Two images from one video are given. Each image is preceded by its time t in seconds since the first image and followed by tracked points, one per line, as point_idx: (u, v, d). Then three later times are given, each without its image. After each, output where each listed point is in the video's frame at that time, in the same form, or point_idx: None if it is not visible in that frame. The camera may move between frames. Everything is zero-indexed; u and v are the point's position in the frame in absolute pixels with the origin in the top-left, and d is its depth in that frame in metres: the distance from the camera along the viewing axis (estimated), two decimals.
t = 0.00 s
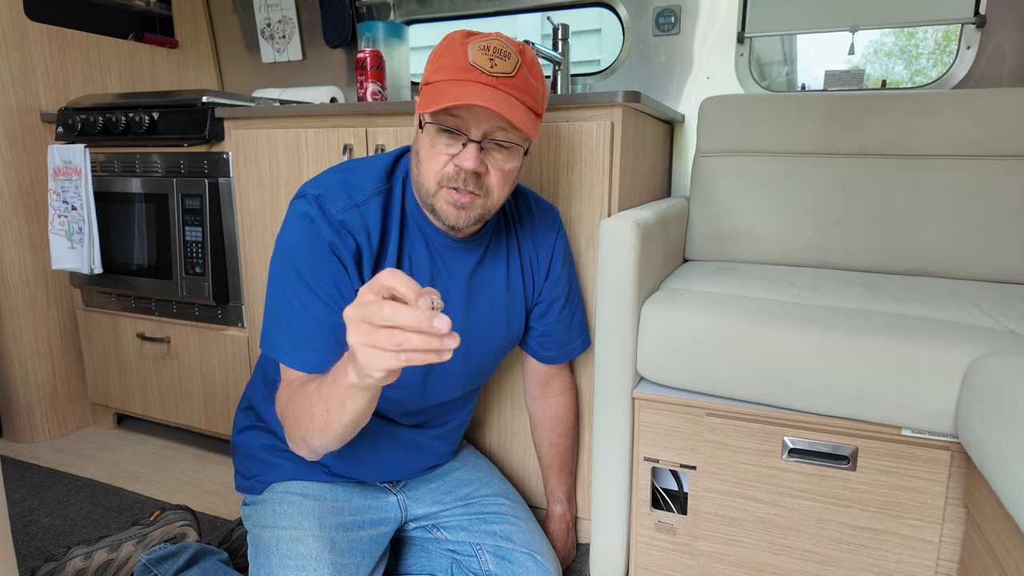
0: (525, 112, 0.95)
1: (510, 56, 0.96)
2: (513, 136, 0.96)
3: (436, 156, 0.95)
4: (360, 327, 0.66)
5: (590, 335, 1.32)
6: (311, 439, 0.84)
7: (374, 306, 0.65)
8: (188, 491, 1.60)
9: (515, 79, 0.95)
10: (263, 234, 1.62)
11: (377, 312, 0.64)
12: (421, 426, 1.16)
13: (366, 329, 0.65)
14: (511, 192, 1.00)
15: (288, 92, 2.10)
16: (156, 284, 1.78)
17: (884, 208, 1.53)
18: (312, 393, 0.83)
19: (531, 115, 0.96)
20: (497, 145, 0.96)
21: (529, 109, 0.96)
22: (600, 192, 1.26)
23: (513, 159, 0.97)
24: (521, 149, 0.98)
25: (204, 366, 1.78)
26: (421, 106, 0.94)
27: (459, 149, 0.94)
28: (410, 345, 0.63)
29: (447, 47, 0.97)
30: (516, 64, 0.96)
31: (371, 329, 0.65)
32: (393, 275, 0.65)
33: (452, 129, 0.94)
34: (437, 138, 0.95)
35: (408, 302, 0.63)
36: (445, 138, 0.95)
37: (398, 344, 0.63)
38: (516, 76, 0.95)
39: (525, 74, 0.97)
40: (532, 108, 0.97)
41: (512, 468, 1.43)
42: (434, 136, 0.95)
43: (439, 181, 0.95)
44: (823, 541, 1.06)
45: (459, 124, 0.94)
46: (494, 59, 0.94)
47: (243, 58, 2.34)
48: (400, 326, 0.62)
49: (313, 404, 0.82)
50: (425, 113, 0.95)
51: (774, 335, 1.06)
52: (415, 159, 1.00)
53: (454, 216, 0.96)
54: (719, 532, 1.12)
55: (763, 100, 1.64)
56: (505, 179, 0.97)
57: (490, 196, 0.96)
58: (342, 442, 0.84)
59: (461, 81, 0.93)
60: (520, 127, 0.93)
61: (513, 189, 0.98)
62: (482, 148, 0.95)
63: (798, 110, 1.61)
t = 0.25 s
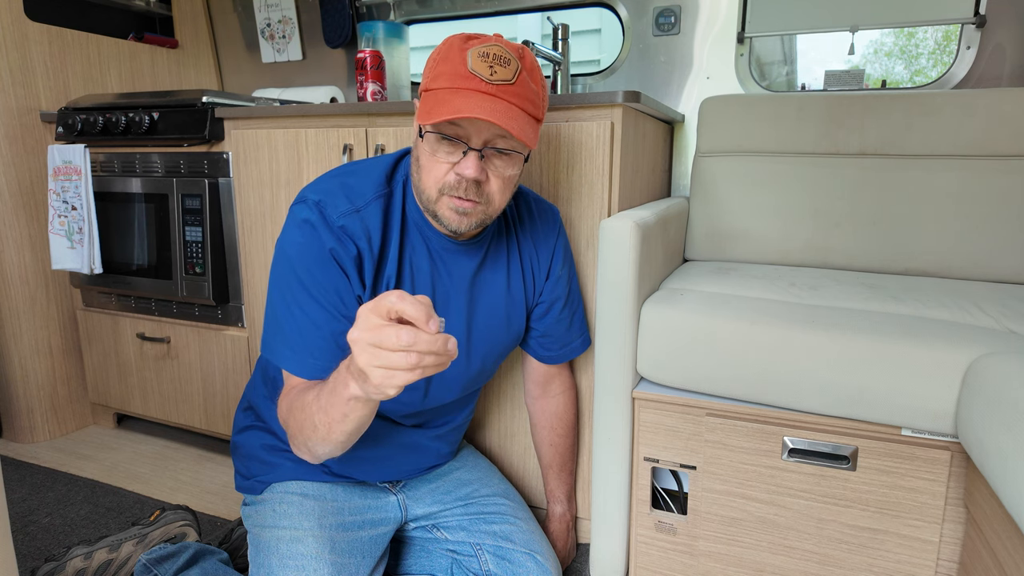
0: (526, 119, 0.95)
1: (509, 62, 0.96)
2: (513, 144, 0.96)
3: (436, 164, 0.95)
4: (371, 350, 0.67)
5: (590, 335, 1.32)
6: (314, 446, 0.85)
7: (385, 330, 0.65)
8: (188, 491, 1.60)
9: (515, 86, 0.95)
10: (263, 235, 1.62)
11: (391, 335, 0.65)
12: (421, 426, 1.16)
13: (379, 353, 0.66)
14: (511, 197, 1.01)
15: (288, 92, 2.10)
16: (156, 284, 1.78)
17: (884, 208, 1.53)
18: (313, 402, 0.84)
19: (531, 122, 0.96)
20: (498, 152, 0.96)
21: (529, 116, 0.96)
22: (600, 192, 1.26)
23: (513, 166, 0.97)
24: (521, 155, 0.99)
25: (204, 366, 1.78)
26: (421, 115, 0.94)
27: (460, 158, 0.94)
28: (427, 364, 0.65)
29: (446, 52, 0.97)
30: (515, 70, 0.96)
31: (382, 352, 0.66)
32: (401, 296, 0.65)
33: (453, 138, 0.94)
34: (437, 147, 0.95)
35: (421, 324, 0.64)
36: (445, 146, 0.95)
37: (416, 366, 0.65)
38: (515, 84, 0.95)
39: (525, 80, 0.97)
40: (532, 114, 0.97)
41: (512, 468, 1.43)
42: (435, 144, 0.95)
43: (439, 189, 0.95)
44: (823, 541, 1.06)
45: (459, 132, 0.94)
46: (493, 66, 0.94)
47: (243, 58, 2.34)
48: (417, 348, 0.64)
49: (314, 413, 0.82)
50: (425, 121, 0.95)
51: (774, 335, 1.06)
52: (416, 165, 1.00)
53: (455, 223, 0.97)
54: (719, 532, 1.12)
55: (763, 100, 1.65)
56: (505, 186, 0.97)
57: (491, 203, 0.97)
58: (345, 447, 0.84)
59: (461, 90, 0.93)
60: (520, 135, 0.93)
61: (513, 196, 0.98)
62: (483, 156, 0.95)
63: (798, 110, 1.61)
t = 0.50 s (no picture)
0: (525, 124, 0.95)
1: (509, 67, 0.96)
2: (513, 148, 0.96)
3: (436, 168, 0.95)
4: (376, 362, 0.67)
5: (590, 334, 1.32)
6: (317, 449, 0.85)
7: (390, 342, 0.65)
8: (188, 491, 1.60)
9: (514, 90, 0.95)
10: (263, 235, 1.62)
11: (398, 347, 0.65)
12: (422, 427, 1.16)
13: (385, 365, 0.66)
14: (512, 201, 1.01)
15: (288, 92, 2.10)
16: (156, 284, 1.78)
17: (884, 208, 1.53)
18: (313, 407, 0.84)
19: (531, 126, 0.96)
20: (498, 157, 0.96)
21: (529, 121, 0.96)
22: (600, 192, 1.26)
23: (514, 170, 0.97)
24: (522, 159, 0.98)
25: (204, 366, 1.78)
26: (421, 120, 0.94)
27: (459, 163, 0.94)
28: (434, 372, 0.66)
29: (445, 57, 0.97)
30: (515, 75, 0.96)
31: (388, 363, 0.66)
32: (405, 308, 0.65)
33: (453, 143, 0.94)
34: (437, 151, 0.95)
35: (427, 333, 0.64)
36: (445, 151, 0.94)
37: (423, 375, 0.66)
38: (515, 89, 0.95)
39: (525, 84, 0.97)
40: (532, 119, 0.97)
41: (512, 469, 1.43)
42: (434, 149, 0.95)
43: (439, 193, 0.95)
44: (823, 541, 1.06)
45: (458, 138, 0.93)
46: (493, 71, 0.94)
47: (243, 58, 2.34)
48: (423, 358, 0.65)
49: (315, 418, 0.82)
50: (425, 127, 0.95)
51: (774, 335, 1.06)
52: (416, 168, 1.00)
53: (455, 226, 0.97)
54: (719, 532, 1.12)
55: (763, 100, 1.65)
56: (506, 190, 0.97)
57: (491, 207, 0.97)
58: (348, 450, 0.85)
59: (461, 95, 0.93)
60: (520, 140, 0.93)
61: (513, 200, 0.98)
62: (483, 161, 0.95)
63: (798, 110, 1.61)
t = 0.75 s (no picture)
0: (525, 123, 0.95)
1: (509, 66, 0.96)
2: (513, 147, 0.96)
3: (435, 167, 0.95)
4: (374, 361, 0.67)
5: (590, 335, 1.32)
6: (314, 448, 0.85)
7: (387, 339, 0.65)
8: (188, 491, 1.60)
9: (514, 90, 0.95)
10: (263, 234, 1.62)
11: (395, 344, 0.65)
12: (422, 427, 1.16)
13: (383, 364, 0.66)
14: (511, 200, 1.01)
15: (288, 92, 2.10)
16: (156, 284, 1.78)
17: (884, 208, 1.53)
18: (309, 405, 0.84)
19: (531, 126, 0.96)
20: (497, 156, 0.96)
21: (529, 120, 0.96)
22: (600, 192, 1.26)
23: (513, 169, 0.97)
24: (521, 159, 0.98)
25: (204, 366, 1.78)
26: (421, 119, 0.94)
27: (459, 161, 0.94)
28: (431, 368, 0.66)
29: (445, 56, 0.97)
30: (515, 74, 0.96)
31: (386, 362, 0.66)
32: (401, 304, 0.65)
33: (452, 141, 0.94)
34: (437, 150, 0.95)
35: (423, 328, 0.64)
36: (444, 149, 0.95)
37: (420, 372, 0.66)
38: (515, 88, 0.95)
39: (525, 84, 0.97)
40: (532, 118, 0.97)
41: (512, 468, 1.43)
42: (434, 148, 0.95)
43: (439, 192, 0.95)
44: (823, 541, 1.06)
45: (458, 137, 0.93)
46: (493, 71, 0.94)
47: (243, 58, 2.33)
48: (420, 354, 0.64)
49: (311, 416, 0.82)
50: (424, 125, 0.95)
51: (774, 335, 1.06)
52: (416, 167, 1.00)
53: (455, 224, 0.97)
54: (719, 532, 1.12)
55: (763, 100, 1.65)
56: (505, 189, 0.97)
57: (490, 206, 0.97)
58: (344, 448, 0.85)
59: (460, 94, 0.93)
60: (519, 139, 0.93)
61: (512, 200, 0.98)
62: (482, 159, 0.95)
63: (798, 110, 1.61)
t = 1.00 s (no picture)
0: (525, 123, 0.95)
1: (509, 66, 0.96)
2: (512, 147, 0.96)
3: (434, 166, 0.95)
4: (366, 366, 0.66)
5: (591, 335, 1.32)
6: (312, 451, 0.85)
7: (379, 344, 0.65)
8: (188, 491, 1.60)
9: (514, 89, 0.94)
10: (263, 234, 1.62)
11: (388, 347, 0.65)
12: (423, 428, 1.16)
13: (376, 369, 0.66)
14: (510, 200, 1.00)
15: (288, 92, 2.10)
16: (156, 284, 1.78)
17: (884, 208, 1.53)
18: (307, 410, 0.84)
19: (530, 125, 0.96)
20: (497, 155, 0.95)
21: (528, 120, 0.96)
22: (600, 192, 1.26)
23: (513, 168, 0.97)
24: (521, 158, 0.98)
25: (204, 366, 1.78)
26: (421, 118, 0.94)
27: (458, 160, 0.94)
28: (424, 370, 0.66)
29: (446, 55, 0.97)
30: (515, 74, 0.96)
31: (378, 367, 0.66)
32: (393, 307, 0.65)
33: (452, 140, 0.94)
34: (436, 149, 0.95)
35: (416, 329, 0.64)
36: (444, 148, 0.95)
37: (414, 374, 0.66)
38: (515, 87, 0.95)
39: (525, 84, 0.96)
40: (531, 117, 0.97)
41: (512, 468, 1.43)
42: (433, 146, 0.95)
43: (438, 190, 0.95)
44: (823, 541, 1.06)
45: (457, 135, 0.94)
46: (493, 70, 0.94)
47: (243, 58, 2.33)
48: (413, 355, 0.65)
49: (308, 422, 0.82)
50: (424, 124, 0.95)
51: (774, 335, 1.05)
52: (416, 167, 1.00)
53: (454, 223, 0.97)
54: (719, 532, 1.12)
55: (763, 100, 1.65)
56: (504, 189, 0.97)
57: (489, 205, 0.97)
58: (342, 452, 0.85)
59: (460, 93, 0.92)
60: (518, 138, 0.93)
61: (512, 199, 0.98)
62: (482, 158, 0.95)
63: (798, 110, 1.61)
